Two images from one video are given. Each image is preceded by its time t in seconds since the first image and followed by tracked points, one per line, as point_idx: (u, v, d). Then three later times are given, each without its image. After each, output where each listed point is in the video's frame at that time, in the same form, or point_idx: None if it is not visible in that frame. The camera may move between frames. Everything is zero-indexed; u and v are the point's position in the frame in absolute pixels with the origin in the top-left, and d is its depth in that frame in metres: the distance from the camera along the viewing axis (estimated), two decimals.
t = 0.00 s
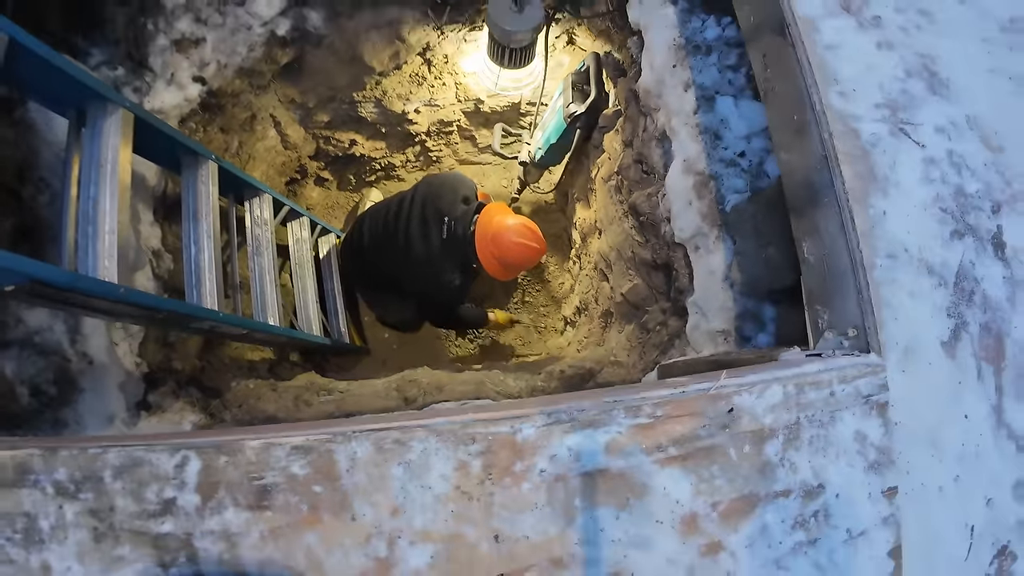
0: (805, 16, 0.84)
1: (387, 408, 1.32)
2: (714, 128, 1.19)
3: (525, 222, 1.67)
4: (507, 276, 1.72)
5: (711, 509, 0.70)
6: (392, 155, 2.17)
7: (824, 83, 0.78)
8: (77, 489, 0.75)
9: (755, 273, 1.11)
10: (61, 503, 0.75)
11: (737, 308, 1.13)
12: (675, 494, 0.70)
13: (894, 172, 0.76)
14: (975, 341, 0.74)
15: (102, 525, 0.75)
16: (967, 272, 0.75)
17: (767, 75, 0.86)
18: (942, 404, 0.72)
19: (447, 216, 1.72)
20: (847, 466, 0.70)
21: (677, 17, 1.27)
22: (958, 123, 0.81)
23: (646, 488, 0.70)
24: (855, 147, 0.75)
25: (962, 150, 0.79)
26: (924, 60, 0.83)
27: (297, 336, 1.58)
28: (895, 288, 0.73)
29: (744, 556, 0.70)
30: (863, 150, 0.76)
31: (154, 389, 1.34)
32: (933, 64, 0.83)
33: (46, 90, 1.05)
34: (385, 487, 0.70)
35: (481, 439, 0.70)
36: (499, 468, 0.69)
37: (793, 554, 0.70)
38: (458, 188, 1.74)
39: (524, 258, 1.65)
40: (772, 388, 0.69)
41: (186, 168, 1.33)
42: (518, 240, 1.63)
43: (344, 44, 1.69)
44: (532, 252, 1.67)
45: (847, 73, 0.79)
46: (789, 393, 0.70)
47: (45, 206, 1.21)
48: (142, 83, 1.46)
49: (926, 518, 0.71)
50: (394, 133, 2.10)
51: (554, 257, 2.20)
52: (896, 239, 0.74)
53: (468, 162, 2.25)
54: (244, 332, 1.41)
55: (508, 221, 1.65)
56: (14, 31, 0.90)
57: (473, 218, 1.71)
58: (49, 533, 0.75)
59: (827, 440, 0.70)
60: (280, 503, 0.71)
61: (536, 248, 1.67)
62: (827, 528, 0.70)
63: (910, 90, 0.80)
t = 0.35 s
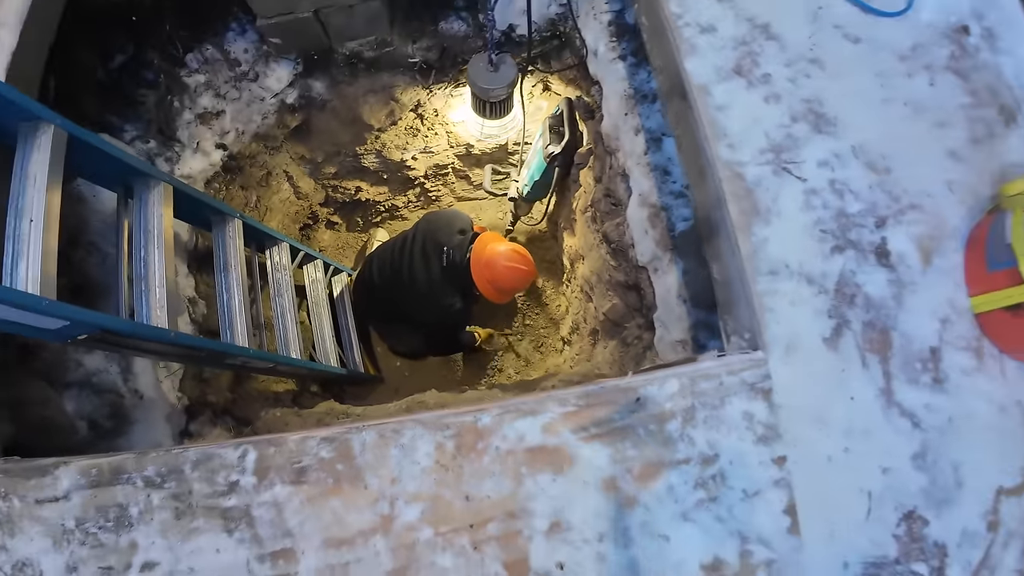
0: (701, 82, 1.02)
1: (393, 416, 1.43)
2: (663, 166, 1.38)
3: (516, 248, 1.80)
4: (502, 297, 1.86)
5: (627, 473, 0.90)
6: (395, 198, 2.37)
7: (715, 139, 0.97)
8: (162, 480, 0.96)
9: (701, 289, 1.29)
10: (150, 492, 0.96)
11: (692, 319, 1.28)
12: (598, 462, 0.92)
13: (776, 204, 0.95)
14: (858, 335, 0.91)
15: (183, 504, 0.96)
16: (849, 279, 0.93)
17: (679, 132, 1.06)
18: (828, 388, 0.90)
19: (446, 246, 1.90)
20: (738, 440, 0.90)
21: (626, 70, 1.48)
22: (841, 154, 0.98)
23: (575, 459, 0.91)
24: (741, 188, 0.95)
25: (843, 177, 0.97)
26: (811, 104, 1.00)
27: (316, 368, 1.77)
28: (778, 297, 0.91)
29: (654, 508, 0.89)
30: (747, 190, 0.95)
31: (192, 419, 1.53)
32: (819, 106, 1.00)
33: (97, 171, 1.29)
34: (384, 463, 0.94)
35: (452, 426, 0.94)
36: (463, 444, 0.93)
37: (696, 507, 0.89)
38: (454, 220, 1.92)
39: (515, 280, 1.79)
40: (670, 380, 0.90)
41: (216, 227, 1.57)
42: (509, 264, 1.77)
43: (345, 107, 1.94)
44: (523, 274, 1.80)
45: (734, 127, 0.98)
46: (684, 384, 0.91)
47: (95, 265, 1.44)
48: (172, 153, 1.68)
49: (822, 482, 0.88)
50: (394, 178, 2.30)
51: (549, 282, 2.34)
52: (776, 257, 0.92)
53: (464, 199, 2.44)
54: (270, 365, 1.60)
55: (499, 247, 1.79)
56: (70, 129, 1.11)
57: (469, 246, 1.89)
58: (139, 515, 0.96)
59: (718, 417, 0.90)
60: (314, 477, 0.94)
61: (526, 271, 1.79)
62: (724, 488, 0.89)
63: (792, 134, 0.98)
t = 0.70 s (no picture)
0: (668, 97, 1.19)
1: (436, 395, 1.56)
2: (652, 161, 1.55)
3: (529, 245, 1.95)
4: (521, 290, 2.02)
5: (625, 422, 1.05)
6: (414, 202, 2.51)
7: (682, 146, 1.14)
8: (268, 457, 1.13)
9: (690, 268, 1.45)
10: (259, 466, 1.13)
11: (687, 295, 1.44)
12: (601, 414, 1.06)
13: (736, 198, 1.11)
14: (812, 300, 1.08)
15: (287, 471, 1.11)
16: (802, 254, 1.09)
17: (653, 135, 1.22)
18: (789, 345, 1.07)
19: (465, 249, 2.08)
20: (712, 390, 1.05)
21: (612, 76, 1.64)
22: (793, 148, 1.14)
23: (585, 414, 1.06)
24: (706, 186, 1.12)
25: (796, 168, 1.13)
26: (764, 106, 1.17)
27: (360, 365, 1.99)
28: (739, 275, 1.09)
29: (648, 447, 1.04)
30: (711, 187, 1.12)
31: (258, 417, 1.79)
32: (772, 107, 1.17)
33: (162, 212, 1.50)
34: (438, 425, 1.09)
35: (487, 393, 1.09)
36: (496, 407, 1.08)
37: (683, 444, 1.04)
38: (470, 224, 2.10)
39: (531, 276, 1.94)
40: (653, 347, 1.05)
41: (262, 248, 1.79)
42: (524, 261, 1.93)
43: (362, 128, 2.12)
44: (538, 269, 1.95)
45: (698, 135, 1.15)
46: (666, 348, 1.06)
47: (164, 292, 1.66)
48: (214, 186, 1.87)
49: (789, 424, 1.04)
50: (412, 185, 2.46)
51: (563, 268, 2.49)
52: (737, 242, 1.10)
53: (478, 197, 2.58)
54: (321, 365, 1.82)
55: (515, 246, 1.95)
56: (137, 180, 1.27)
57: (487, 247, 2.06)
58: (251, 486, 1.12)
59: (694, 373, 1.05)
60: (385, 442, 1.09)
61: (541, 266, 1.94)
62: (705, 428, 1.04)
63: (749, 134, 1.15)
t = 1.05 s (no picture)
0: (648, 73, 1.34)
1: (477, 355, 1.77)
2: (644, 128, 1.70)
3: (540, 223, 2.11)
4: (534, 263, 2.20)
5: (626, 352, 1.23)
6: (429, 183, 2.64)
7: (662, 116, 1.30)
8: (333, 403, 1.34)
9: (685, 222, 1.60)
10: (329, 413, 1.34)
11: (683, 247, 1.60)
12: (604, 350, 1.23)
13: (712, 157, 1.27)
14: (782, 241, 1.24)
15: (352, 415, 1.32)
16: (773, 202, 1.25)
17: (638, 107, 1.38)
18: (765, 280, 1.23)
19: (480, 227, 2.27)
20: (698, 323, 1.21)
21: (603, 53, 1.77)
22: (763, 109, 1.29)
23: (592, 347, 1.24)
24: (685, 150, 1.28)
25: (765, 127, 1.28)
26: (735, 73, 1.31)
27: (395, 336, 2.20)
28: (718, 224, 1.25)
29: (646, 370, 1.22)
30: (689, 151, 1.28)
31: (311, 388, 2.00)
32: (742, 74, 1.31)
33: (213, 212, 1.69)
34: (473, 365, 1.28)
35: (511, 337, 1.27)
36: (519, 348, 1.26)
37: (676, 365, 1.22)
38: (483, 203, 2.29)
39: (542, 251, 2.12)
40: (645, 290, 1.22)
41: (299, 238, 1.99)
42: (535, 237, 2.09)
43: (377, 119, 2.29)
44: (549, 244, 2.12)
45: (675, 106, 1.30)
46: (656, 291, 1.23)
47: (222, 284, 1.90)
48: (248, 186, 2.07)
49: (768, 346, 1.21)
50: (426, 167, 2.59)
51: (576, 235, 2.64)
52: (715, 196, 1.26)
53: (490, 173, 2.68)
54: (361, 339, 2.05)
55: (526, 224, 2.11)
56: (190, 185, 1.45)
57: (499, 224, 2.27)
58: (325, 427, 1.34)
59: (682, 309, 1.22)
60: (429, 381, 1.29)
61: (551, 242, 2.10)
62: (692, 354, 1.21)
63: (722, 101, 1.30)
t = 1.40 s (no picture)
0: (643, 70, 1.41)
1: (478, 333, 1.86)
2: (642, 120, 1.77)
3: (540, 211, 2.20)
4: (536, 251, 2.28)
5: (616, 331, 1.31)
6: (434, 170, 2.70)
7: (655, 111, 1.37)
8: (342, 374, 1.42)
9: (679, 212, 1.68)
10: (339, 384, 1.43)
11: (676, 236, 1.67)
12: (596, 329, 1.31)
13: (701, 151, 1.35)
14: (765, 232, 1.31)
15: (360, 386, 1.41)
16: (757, 194, 1.33)
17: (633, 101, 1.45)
18: (748, 266, 1.31)
19: (482, 216, 2.39)
20: (683, 306, 1.29)
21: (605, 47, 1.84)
22: (751, 106, 1.36)
23: (583, 327, 1.32)
24: (676, 143, 1.35)
25: (752, 123, 1.35)
26: (726, 71, 1.38)
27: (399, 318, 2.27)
28: (704, 214, 1.32)
29: (635, 348, 1.30)
30: (679, 144, 1.35)
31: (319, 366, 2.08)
32: (733, 72, 1.38)
33: (229, 195, 1.78)
34: (473, 341, 1.36)
35: (508, 316, 1.35)
36: (516, 326, 1.34)
37: (662, 344, 1.29)
38: (485, 193, 2.42)
39: (543, 238, 2.20)
40: (634, 275, 1.30)
41: (309, 222, 2.07)
42: (536, 225, 2.18)
43: (384, 107, 2.34)
44: (549, 232, 2.20)
45: (667, 102, 1.38)
46: (643, 275, 1.30)
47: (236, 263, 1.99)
48: (259, 170, 2.13)
49: (748, 328, 1.29)
50: (432, 154, 2.65)
51: (577, 223, 2.70)
52: (703, 187, 1.33)
53: (494, 161, 2.74)
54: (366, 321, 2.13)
55: (526, 213, 2.20)
56: (206, 169, 1.54)
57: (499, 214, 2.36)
58: (335, 397, 1.43)
59: (668, 292, 1.29)
60: (432, 355, 1.37)
61: (552, 230, 2.18)
62: (677, 335, 1.29)
63: (712, 97, 1.37)
